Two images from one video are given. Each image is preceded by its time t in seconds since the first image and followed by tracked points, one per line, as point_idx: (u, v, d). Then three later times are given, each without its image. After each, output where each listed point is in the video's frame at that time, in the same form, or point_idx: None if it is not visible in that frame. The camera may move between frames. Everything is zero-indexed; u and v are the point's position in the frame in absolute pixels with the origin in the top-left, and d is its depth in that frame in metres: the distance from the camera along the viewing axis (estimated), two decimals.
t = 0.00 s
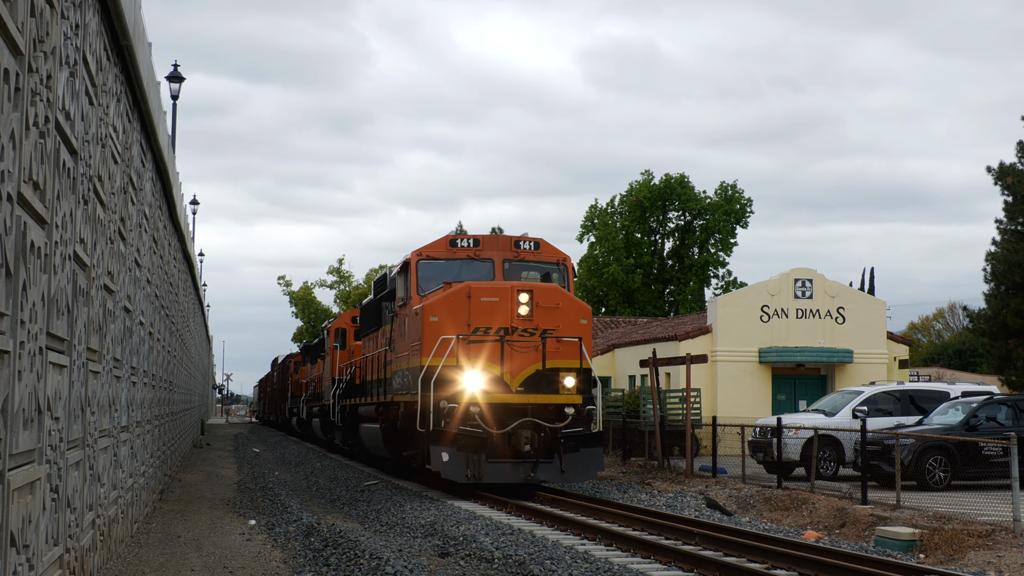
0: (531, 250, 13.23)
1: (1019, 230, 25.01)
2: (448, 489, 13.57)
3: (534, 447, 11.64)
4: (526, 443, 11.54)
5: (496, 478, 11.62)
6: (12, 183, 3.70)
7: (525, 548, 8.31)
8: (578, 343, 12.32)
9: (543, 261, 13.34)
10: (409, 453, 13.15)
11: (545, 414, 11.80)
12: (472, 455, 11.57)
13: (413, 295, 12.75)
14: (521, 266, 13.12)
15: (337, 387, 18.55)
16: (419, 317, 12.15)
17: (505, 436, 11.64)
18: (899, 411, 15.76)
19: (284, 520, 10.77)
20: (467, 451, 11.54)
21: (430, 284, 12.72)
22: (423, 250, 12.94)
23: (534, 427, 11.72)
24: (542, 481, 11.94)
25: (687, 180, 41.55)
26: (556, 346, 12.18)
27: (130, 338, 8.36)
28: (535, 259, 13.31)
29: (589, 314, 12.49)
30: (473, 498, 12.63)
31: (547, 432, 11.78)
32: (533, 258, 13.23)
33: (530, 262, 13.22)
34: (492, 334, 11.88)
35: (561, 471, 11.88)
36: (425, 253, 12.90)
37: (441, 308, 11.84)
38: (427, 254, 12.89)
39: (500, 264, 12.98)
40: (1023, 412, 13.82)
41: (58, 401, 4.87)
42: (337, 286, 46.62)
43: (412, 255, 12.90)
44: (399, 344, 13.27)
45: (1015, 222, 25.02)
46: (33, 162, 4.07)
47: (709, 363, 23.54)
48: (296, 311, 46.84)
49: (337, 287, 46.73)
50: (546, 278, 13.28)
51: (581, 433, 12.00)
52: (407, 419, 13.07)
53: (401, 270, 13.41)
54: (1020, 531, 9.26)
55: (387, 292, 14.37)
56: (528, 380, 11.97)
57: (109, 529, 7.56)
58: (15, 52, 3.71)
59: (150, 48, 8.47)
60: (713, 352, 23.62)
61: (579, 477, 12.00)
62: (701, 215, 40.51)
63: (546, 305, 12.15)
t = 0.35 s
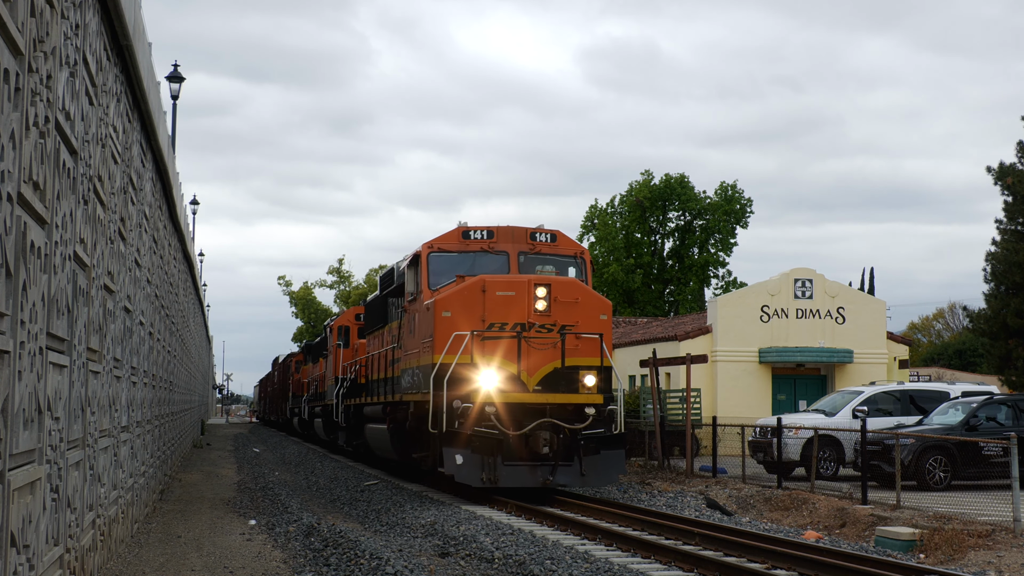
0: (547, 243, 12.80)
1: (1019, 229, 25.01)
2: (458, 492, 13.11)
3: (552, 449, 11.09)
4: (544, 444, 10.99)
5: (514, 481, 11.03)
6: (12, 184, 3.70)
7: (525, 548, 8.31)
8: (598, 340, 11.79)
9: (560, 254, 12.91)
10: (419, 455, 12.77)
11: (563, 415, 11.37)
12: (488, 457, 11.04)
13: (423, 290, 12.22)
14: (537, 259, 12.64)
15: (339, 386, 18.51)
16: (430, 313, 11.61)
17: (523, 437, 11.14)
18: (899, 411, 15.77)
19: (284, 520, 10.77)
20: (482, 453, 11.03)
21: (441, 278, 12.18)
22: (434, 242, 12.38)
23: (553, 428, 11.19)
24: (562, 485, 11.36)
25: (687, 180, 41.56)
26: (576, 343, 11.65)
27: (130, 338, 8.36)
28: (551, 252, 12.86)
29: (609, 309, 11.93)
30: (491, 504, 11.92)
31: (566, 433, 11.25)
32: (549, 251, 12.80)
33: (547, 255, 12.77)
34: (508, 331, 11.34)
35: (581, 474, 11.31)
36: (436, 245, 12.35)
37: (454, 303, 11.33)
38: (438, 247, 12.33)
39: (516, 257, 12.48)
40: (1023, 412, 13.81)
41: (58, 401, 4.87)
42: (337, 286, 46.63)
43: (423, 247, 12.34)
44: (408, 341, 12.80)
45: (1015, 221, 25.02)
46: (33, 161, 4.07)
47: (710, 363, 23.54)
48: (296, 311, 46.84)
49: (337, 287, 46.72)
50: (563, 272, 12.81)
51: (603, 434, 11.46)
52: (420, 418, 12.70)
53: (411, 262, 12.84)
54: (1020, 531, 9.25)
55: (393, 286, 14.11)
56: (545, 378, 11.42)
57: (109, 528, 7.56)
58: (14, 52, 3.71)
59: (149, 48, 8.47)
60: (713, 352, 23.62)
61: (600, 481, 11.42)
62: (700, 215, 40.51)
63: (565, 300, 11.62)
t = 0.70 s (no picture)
0: (564, 234, 12.47)
1: (1019, 229, 25.01)
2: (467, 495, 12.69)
3: (573, 453, 10.79)
4: (565, 446, 10.68)
5: (532, 485, 10.66)
6: (12, 183, 3.70)
7: (526, 548, 8.31)
8: (620, 336, 11.43)
9: (577, 246, 12.56)
10: (429, 457, 12.38)
11: (585, 416, 10.97)
12: (504, 460, 10.70)
13: (435, 283, 11.89)
14: (553, 251, 12.32)
15: (342, 386, 18.41)
16: (442, 307, 11.25)
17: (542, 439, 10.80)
18: (899, 411, 15.76)
19: (284, 520, 10.76)
20: (498, 456, 10.66)
21: (453, 271, 11.86)
22: (446, 233, 12.08)
23: (573, 430, 10.85)
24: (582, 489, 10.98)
25: (687, 180, 41.54)
26: (596, 340, 11.30)
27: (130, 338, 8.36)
28: (569, 244, 12.53)
29: (632, 304, 11.55)
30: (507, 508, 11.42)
31: (588, 435, 10.89)
32: (567, 243, 12.46)
33: (564, 246, 12.44)
34: (525, 326, 11.01)
35: (603, 478, 10.95)
36: (448, 237, 12.04)
37: (469, 297, 10.98)
38: (450, 238, 12.03)
39: (532, 249, 12.17)
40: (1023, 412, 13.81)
41: (58, 401, 4.87)
42: (337, 286, 46.64)
43: (435, 239, 12.04)
44: (419, 338, 12.46)
45: (1015, 221, 25.01)
46: (33, 161, 4.07)
47: (709, 363, 23.55)
48: (296, 310, 46.84)
49: (337, 286, 46.70)
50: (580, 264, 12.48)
51: (626, 436, 11.11)
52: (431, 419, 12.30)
53: (421, 255, 12.53)
54: (1020, 531, 9.25)
55: (399, 281, 13.96)
56: (564, 377, 11.09)
57: (109, 528, 7.56)
58: (14, 51, 3.71)
59: (150, 48, 8.48)
60: (713, 351, 23.62)
61: (622, 485, 11.06)
62: (700, 215, 40.51)
63: (585, 295, 11.27)
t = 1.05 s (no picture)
0: (582, 225, 11.92)
1: (1019, 229, 25.01)
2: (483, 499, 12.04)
3: (595, 454, 10.31)
4: (586, 448, 10.20)
5: (551, 490, 10.09)
6: (12, 183, 3.70)
7: (525, 548, 8.31)
8: (644, 332, 10.99)
9: (596, 238, 12.05)
10: (441, 459, 11.91)
11: (607, 417, 10.55)
12: (522, 463, 10.16)
13: (447, 277, 11.41)
14: (571, 243, 11.78)
15: (346, 384, 17.99)
16: (456, 301, 10.83)
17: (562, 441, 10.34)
18: (899, 411, 15.76)
19: (284, 520, 10.77)
20: (516, 459, 10.13)
21: (466, 264, 11.38)
22: (459, 225, 11.57)
23: (595, 431, 10.37)
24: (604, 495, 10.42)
25: (688, 180, 41.54)
26: (619, 336, 10.85)
27: (130, 338, 8.36)
28: (588, 235, 12.00)
29: (654, 298, 11.14)
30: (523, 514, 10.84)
31: (610, 436, 10.40)
32: (586, 235, 11.93)
33: (583, 238, 11.91)
34: (544, 322, 10.57)
35: (627, 482, 10.38)
36: (461, 228, 11.53)
37: (484, 291, 10.56)
38: (463, 230, 11.51)
39: (550, 241, 11.64)
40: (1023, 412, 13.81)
41: (58, 401, 4.86)
42: (337, 286, 46.63)
43: (447, 230, 11.53)
44: (430, 333, 12.01)
45: (1015, 221, 25.01)
46: (33, 162, 4.07)
47: (710, 363, 23.55)
48: (296, 310, 46.83)
49: (337, 286, 46.67)
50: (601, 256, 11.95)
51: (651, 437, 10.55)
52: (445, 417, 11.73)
53: (433, 247, 11.99)
54: (1020, 531, 9.25)
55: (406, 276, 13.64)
56: (585, 376, 10.61)
57: (108, 529, 7.56)
58: (14, 51, 3.71)
59: (149, 48, 8.47)
60: (712, 352, 23.63)
61: (648, 490, 10.45)
62: (701, 215, 40.49)
63: (607, 288, 10.82)
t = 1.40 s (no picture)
0: (602, 216, 11.30)
1: (1019, 229, 25.02)
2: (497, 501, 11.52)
3: (619, 457, 9.70)
4: (609, 451, 9.62)
5: (572, 495, 9.51)
6: (12, 183, 3.70)
7: (525, 548, 8.31)
8: (668, 327, 10.44)
9: (617, 229, 11.42)
10: (453, 462, 11.49)
11: (631, 417, 9.97)
12: (541, 466, 9.50)
13: (460, 270, 10.84)
14: (590, 235, 11.16)
15: (352, 383, 17.85)
16: (470, 296, 10.31)
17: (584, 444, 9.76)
18: (899, 411, 15.76)
19: (284, 520, 10.77)
20: (535, 463, 9.48)
21: (480, 258, 10.78)
22: (472, 215, 10.93)
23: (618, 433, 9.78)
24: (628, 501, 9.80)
25: (687, 180, 41.55)
26: (642, 332, 10.32)
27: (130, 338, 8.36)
28: (608, 226, 11.37)
29: (679, 292, 10.58)
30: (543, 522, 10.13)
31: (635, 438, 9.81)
32: (606, 226, 11.31)
33: (603, 229, 11.30)
34: (564, 317, 10.03)
35: (652, 487, 9.74)
36: (474, 219, 10.90)
37: (501, 285, 10.04)
38: (477, 221, 10.89)
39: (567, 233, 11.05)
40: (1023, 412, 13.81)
41: (58, 401, 4.86)
42: (337, 286, 46.62)
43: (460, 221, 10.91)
44: (442, 329, 11.53)
45: (1015, 221, 25.01)
46: (33, 161, 4.07)
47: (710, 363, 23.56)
48: (296, 310, 46.80)
49: (337, 286, 46.65)
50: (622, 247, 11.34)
51: (677, 439, 9.93)
52: (459, 416, 11.19)
53: (445, 238, 11.38)
54: (1020, 531, 9.25)
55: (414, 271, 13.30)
56: (608, 374, 10.12)
57: (109, 529, 7.57)
58: (15, 51, 3.71)
59: (149, 48, 8.47)
60: (713, 351, 23.64)
61: (675, 496, 9.81)
62: (700, 215, 40.48)
63: (630, 282, 10.27)
